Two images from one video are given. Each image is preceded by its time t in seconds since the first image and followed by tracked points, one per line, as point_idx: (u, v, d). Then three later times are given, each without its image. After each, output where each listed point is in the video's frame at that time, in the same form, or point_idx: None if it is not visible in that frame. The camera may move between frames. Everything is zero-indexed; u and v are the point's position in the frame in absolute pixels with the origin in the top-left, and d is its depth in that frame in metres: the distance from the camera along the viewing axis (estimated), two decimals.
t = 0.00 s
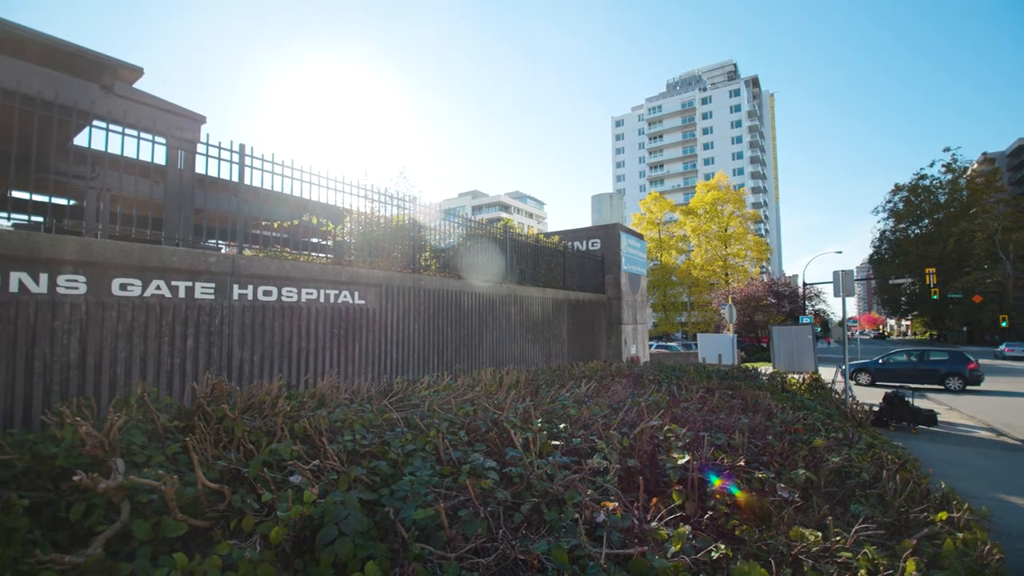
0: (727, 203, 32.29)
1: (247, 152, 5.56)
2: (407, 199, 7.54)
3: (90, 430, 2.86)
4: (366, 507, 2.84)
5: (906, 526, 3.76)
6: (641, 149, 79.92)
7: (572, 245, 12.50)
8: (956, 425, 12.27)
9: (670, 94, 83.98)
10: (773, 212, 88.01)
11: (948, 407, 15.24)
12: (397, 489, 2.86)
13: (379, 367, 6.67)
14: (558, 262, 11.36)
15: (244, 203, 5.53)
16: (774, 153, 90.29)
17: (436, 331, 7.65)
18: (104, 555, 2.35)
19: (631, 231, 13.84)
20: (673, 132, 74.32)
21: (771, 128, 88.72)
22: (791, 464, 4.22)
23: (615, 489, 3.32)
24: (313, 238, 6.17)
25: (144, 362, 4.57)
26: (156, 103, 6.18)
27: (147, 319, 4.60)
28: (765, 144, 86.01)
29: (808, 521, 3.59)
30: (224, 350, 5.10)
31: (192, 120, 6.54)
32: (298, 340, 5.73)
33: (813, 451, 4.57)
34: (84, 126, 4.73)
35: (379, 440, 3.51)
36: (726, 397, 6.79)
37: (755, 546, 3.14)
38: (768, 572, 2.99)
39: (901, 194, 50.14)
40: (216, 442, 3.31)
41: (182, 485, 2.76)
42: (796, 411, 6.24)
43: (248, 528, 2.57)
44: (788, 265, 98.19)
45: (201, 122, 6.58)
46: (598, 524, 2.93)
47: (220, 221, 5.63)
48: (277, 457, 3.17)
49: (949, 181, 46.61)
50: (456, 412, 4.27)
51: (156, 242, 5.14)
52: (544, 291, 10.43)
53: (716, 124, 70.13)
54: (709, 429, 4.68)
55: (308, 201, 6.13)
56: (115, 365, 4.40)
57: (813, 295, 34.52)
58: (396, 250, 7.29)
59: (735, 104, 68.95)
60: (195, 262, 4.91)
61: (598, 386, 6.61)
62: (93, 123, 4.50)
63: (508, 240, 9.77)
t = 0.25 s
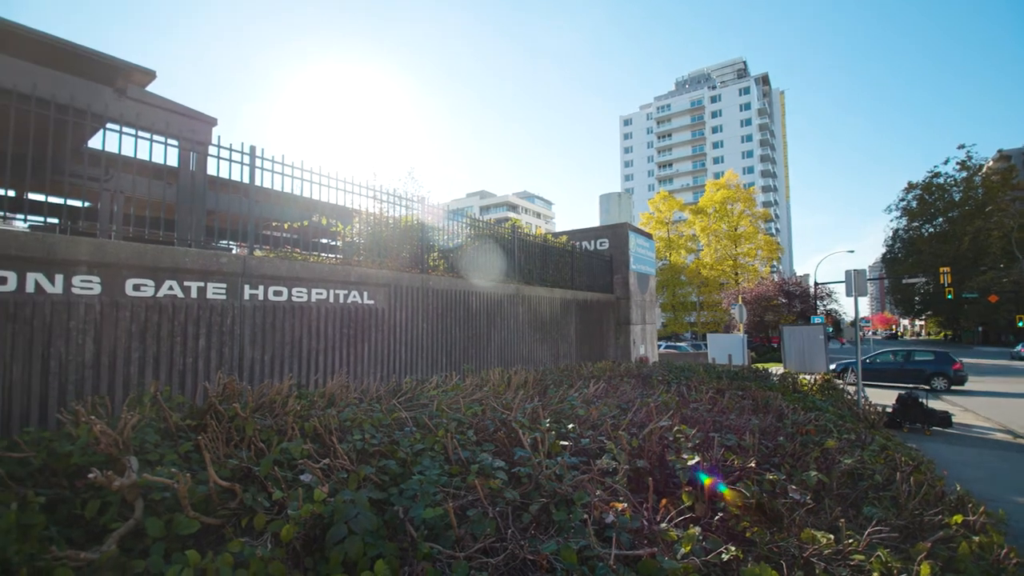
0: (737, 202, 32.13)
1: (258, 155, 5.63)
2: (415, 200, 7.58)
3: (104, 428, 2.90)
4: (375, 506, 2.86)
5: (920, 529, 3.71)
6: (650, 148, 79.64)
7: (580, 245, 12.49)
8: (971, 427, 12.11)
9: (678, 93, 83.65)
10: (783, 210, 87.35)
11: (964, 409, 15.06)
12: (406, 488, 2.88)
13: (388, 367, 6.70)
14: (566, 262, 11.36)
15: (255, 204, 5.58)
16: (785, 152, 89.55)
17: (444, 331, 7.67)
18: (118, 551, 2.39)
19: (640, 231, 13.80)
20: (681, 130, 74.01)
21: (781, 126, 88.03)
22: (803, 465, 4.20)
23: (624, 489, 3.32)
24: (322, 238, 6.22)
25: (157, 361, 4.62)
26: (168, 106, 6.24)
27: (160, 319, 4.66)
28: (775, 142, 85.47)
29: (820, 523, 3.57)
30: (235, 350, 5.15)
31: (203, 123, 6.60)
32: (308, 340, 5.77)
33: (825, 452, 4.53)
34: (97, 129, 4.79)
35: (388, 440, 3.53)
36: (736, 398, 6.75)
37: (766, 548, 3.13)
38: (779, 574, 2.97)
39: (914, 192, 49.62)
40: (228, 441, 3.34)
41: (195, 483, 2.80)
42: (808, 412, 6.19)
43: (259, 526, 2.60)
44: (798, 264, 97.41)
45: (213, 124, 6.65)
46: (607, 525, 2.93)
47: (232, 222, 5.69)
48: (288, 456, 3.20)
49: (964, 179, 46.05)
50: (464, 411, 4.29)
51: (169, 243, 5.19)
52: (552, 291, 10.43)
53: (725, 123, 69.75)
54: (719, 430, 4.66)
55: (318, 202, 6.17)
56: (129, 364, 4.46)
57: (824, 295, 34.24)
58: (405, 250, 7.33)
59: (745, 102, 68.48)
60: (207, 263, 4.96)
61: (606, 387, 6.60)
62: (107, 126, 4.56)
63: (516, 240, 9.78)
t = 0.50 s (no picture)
0: (747, 201, 31.93)
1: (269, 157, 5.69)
2: (424, 200, 7.62)
3: (119, 427, 2.95)
4: (385, 505, 2.88)
5: (936, 533, 3.67)
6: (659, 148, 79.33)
7: (589, 245, 12.48)
8: (988, 429, 11.94)
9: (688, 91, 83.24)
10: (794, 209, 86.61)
11: (980, 411, 14.84)
12: (415, 487, 2.89)
13: (397, 367, 6.73)
14: (575, 261, 11.35)
15: (266, 206, 5.63)
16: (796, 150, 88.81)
17: (453, 331, 7.70)
18: (132, 548, 2.42)
19: (649, 231, 13.76)
20: (691, 129, 73.66)
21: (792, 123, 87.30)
22: (815, 467, 4.18)
23: (634, 490, 3.33)
24: (332, 239, 6.27)
25: (171, 361, 4.68)
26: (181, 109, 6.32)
27: (173, 319, 4.71)
28: (786, 140, 84.84)
29: (833, 526, 3.54)
30: (247, 350, 5.20)
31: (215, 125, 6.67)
32: (318, 340, 5.82)
33: (838, 454, 4.50)
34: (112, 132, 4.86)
35: (398, 439, 3.55)
36: (747, 399, 6.71)
37: (778, 550, 3.11)
38: None
39: (928, 190, 49.02)
40: (240, 440, 3.38)
41: (208, 482, 2.84)
42: (820, 414, 6.15)
43: (271, 524, 2.63)
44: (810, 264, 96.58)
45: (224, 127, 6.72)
46: (617, 526, 2.93)
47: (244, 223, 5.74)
48: (299, 455, 3.23)
49: (979, 177, 45.43)
50: (473, 411, 4.31)
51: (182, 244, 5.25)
52: (561, 291, 10.43)
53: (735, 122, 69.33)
54: (730, 431, 4.65)
55: (328, 203, 6.22)
56: (143, 363, 4.52)
57: (836, 295, 33.91)
58: (414, 250, 7.36)
59: (755, 100, 67.88)
60: (219, 264, 5.01)
61: (616, 387, 6.60)
62: (122, 129, 4.63)
63: (525, 240, 9.79)
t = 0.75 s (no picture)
0: (757, 200, 31.73)
1: (279, 158, 5.74)
2: (432, 201, 7.65)
3: (132, 426, 2.99)
4: (394, 504, 2.90)
5: (951, 536, 3.63)
6: (667, 147, 79.02)
7: (597, 245, 12.47)
8: (1004, 431, 11.76)
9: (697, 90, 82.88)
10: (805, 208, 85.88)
11: (997, 413, 14.62)
12: (424, 487, 2.91)
13: (406, 366, 6.77)
14: (583, 261, 11.34)
15: (277, 207, 5.68)
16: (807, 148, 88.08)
17: (462, 331, 7.72)
18: (146, 546, 2.45)
19: (657, 230, 13.72)
20: (700, 128, 73.31)
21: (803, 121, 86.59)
22: (827, 469, 4.15)
23: (643, 491, 3.33)
24: (341, 239, 6.32)
25: (183, 360, 4.74)
26: (192, 111, 6.37)
27: (185, 319, 4.76)
28: (797, 139, 84.21)
29: (845, 528, 3.51)
30: (258, 350, 5.24)
31: (225, 127, 6.72)
32: (328, 339, 5.86)
33: (850, 455, 4.46)
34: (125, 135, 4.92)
35: (407, 439, 3.57)
36: (758, 399, 6.68)
37: (789, 552, 3.09)
38: None
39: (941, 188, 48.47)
40: (251, 438, 3.41)
41: (219, 480, 2.87)
42: (831, 414, 6.10)
43: (282, 523, 2.65)
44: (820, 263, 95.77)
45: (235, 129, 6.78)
46: (626, 527, 2.93)
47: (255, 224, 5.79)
48: (309, 454, 3.26)
49: (994, 175, 44.84)
50: (481, 411, 4.32)
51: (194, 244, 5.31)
52: (569, 291, 10.42)
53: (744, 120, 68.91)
54: (740, 432, 4.63)
55: (337, 204, 6.27)
56: (156, 363, 4.57)
57: (848, 294, 33.61)
58: (423, 250, 7.38)
59: (765, 97, 67.27)
60: (230, 264, 5.06)
61: (624, 387, 6.59)
62: (134, 131, 4.68)
63: (532, 240, 9.80)
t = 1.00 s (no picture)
0: (767, 199, 31.52)
1: (289, 160, 5.80)
2: (440, 201, 7.69)
3: (146, 424, 3.03)
4: (403, 503, 2.92)
5: (966, 539, 3.57)
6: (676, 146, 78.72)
7: (605, 244, 12.45)
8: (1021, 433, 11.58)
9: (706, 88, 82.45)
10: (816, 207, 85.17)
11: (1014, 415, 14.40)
12: (433, 486, 2.93)
13: (415, 366, 6.80)
14: (591, 261, 11.33)
15: (286, 207, 5.73)
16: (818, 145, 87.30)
17: (469, 331, 7.74)
18: (159, 542, 2.47)
19: (666, 230, 13.68)
20: (709, 127, 72.96)
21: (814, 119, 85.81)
22: (839, 471, 4.12)
23: (652, 492, 3.33)
24: (350, 240, 6.36)
25: (195, 360, 4.79)
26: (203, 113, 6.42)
27: (197, 319, 4.82)
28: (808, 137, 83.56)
29: (858, 531, 3.48)
30: (268, 349, 5.29)
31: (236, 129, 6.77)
32: (337, 339, 5.90)
33: (862, 457, 4.42)
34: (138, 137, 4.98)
35: (415, 438, 3.59)
36: (767, 400, 6.65)
37: (800, 555, 3.07)
38: None
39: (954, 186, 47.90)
40: (262, 437, 3.45)
41: (231, 478, 2.90)
42: (842, 416, 6.05)
43: (292, 521, 2.68)
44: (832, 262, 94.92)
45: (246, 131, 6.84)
46: (635, 528, 2.93)
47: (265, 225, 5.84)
48: (319, 453, 3.28)
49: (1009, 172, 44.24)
50: (490, 411, 4.33)
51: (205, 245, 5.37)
52: (577, 291, 10.42)
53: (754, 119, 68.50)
54: (750, 434, 4.62)
55: (346, 205, 6.31)
56: (168, 362, 4.63)
57: (860, 294, 33.30)
58: (431, 251, 7.41)
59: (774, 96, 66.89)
60: (241, 265, 5.11)
61: (633, 388, 6.58)
62: (148, 134, 4.74)
63: (540, 240, 9.81)
